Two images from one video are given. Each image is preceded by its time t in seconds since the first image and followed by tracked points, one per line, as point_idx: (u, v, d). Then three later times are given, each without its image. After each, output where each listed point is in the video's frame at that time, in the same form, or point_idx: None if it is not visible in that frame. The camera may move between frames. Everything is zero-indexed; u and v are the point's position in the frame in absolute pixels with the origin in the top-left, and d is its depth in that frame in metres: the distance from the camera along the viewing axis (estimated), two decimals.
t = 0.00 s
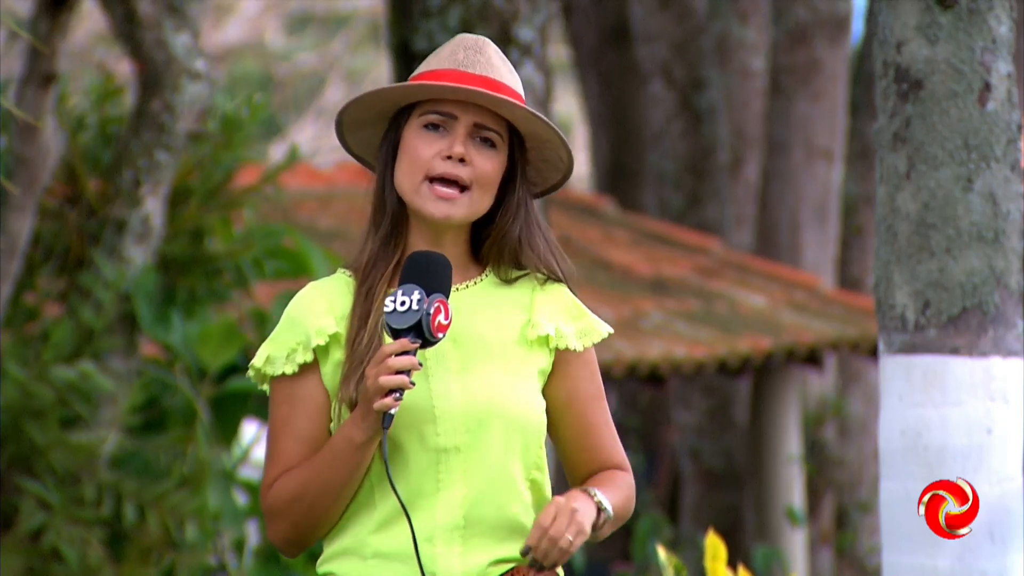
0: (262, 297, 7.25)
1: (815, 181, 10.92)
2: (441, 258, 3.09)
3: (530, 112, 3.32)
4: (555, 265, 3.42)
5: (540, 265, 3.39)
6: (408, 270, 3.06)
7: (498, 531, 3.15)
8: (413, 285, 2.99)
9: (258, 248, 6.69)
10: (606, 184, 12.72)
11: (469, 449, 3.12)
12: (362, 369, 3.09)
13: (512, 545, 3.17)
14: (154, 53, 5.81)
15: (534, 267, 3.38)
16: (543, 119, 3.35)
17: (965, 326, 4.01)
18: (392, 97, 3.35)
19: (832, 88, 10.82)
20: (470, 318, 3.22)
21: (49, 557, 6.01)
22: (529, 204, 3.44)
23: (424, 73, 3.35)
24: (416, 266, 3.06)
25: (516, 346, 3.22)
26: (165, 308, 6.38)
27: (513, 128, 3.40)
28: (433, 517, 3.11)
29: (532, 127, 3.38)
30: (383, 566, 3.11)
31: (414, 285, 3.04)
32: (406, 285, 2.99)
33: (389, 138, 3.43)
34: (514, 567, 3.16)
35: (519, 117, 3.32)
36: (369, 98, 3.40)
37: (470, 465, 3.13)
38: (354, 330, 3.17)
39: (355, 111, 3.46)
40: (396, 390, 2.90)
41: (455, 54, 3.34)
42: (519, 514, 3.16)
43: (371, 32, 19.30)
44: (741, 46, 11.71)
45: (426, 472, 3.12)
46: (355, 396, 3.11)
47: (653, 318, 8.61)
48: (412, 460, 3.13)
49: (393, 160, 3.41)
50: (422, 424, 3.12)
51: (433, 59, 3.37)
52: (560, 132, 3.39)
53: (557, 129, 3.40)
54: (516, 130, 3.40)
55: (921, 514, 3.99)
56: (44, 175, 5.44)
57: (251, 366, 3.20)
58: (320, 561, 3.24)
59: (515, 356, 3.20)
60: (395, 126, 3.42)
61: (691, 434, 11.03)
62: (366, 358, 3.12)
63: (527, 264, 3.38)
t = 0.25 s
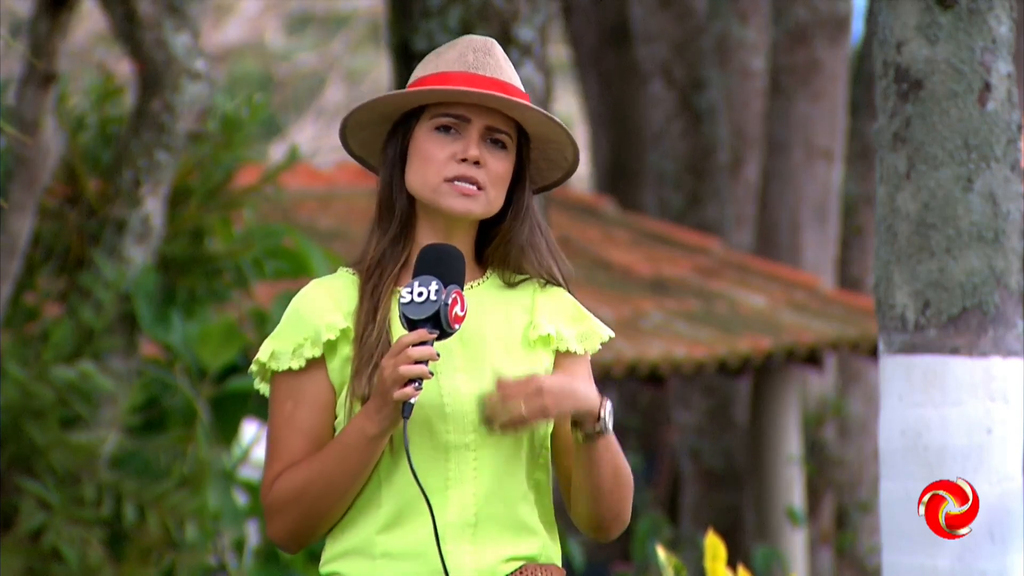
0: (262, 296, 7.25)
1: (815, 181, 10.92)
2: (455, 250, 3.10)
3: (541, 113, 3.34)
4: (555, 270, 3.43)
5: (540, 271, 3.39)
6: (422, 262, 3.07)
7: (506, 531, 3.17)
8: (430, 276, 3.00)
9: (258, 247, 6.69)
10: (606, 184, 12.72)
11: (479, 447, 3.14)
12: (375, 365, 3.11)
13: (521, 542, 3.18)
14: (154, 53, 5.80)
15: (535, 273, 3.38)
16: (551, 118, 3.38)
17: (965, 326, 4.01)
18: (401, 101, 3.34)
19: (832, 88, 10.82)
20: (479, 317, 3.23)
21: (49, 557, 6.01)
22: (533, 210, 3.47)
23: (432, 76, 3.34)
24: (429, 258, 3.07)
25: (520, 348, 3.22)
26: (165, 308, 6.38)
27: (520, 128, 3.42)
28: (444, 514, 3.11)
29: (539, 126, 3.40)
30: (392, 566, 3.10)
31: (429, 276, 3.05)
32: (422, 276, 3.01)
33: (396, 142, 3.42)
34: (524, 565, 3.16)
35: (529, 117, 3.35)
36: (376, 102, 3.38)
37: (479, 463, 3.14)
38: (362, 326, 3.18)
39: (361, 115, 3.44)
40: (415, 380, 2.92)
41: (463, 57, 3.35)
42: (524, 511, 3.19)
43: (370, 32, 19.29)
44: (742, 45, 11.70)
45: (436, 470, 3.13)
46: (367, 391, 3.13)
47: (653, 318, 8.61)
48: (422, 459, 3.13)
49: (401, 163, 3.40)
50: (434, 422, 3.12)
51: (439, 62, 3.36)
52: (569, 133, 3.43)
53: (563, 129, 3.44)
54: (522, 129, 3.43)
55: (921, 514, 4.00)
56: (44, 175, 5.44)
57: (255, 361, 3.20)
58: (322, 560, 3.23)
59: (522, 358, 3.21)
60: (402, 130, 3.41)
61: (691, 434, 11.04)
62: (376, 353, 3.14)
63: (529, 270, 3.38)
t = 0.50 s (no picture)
0: (262, 297, 7.25)
1: (815, 181, 10.92)
2: (459, 253, 3.10)
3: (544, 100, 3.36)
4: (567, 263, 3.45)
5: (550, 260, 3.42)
6: (426, 262, 3.07)
7: (504, 530, 3.15)
8: (431, 279, 3.00)
9: (258, 248, 6.69)
10: (605, 184, 12.72)
11: (478, 449, 3.13)
12: (376, 364, 3.11)
13: (519, 542, 3.16)
14: (154, 53, 5.81)
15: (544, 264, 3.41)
16: (555, 104, 3.39)
17: (965, 326, 4.01)
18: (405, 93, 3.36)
19: (832, 88, 10.82)
20: (480, 319, 3.24)
21: (49, 557, 6.01)
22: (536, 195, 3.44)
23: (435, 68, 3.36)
24: (433, 260, 3.07)
25: (524, 344, 3.25)
26: (165, 308, 6.38)
27: (525, 120, 3.43)
28: (440, 514, 3.11)
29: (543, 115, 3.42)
30: (388, 565, 3.10)
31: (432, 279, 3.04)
32: (425, 278, 3.00)
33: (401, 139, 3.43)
34: (519, 563, 3.15)
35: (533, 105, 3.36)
36: (381, 97, 3.40)
37: (479, 465, 3.13)
38: (369, 326, 3.18)
39: (366, 113, 3.46)
40: (414, 384, 2.92)
41: (465, 49, 3.38)
42: (521, 510, 3.16)
43: (371, 32, 19.30)
44: (741, 46, 11.70)
45: (434, 472, 3.13)
46: (366, 390, 3.13)
47: (653, 318, 8.62)
48: (420, 460, 3.14)
49: (407, 158, 3.40)
50: (432, 424, 3.13)
51: (442, 56, 3.40)
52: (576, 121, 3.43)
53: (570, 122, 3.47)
54: (528, 121, 3.43)
55: (921, 514, 4.00)
56: (44, 176, 5.44)
57: (259, 356, 3.19)
58: (321, 557, 3.23)
59: (525, 357, 3.23)
60: (407, 125, 3.42)
61: (691, 434, 11.04)
62: (379, 355, 3.13)
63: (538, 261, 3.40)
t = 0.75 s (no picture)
0: (262, 297, 7.25)
1: (815, 181, 10.92)
2: (454, 263, 3.08)
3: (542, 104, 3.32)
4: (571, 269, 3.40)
5: (551, 263, 3.38)
6: (420, 270, 3.06)
7: (499, 531, 3.15)
8: (423, 290, 2.99)
9: (258, 248, 6.69)
10: (605, 184, 12.73)
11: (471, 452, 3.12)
12: (368, 370, 3.09)
13: (514, 544, 3.16)
14: (154, 53, 5.81)
15: (545, 265, 3.37)
16: (555, 110, 3.35)
17: (965, 326, 4.01)
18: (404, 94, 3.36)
19: (832, 88, 10.82)
20: (478, 319, 3.22)
21: (49, 557, 6.00)
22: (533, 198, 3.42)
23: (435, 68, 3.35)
24: (426, 268, 3.06)
25: (522, 347, 3.22)
26: (165, 308, 6.37)
27: (525, 121, 3.40)
28: (433, 513, 3.12)
29: (540, 118, 3.37)
30: (382, 565, 3.11)
31: (424, 288, 3.04)
32: (416, 289, 2.99)
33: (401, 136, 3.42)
34: (513, 563, 3.15)
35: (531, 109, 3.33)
36: (380, 94, 3.40)
37: (472, 467, 3.13)
38: (363, 329, 3.16)
39: (366, 111, 3.46)
40: (400, 396, 2.91)
41: (465, 49, 3.35)
42: (515, 511, 3.16)
43: (371, 32, 19.30)
44: (741, 46, 11.71)
45: (427, 473, 3.12)
46: (358, 394, 3.12)
47: (653, 318, 8.62)
48: (413, 462, 3.13)
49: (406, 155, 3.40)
50: (425, 426, 3.11)
51: (442, 55, 3.38)
52: (574, 124, 3.38)
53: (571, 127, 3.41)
54: (527, 124, 3.40)
55: (921, 514, 4.00)
56: (44, 175, 5.44)
57: (257, 355, 3.20)
58: (319, 555, 3.24)
59: (521, 360, 3.20)
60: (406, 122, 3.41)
61: (691, 434, 11.04)
62: (372, 360, 3.11)
63: (538, 262, 3.37)
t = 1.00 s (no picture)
0: (262, 297, 7.25)
1: (815, 181, 10.93)
2: (448, 261, 3.08)
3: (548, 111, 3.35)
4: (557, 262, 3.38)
5: (541, 261, 3.36)
6: (414, 270, 3.06)
7: (500, 529, 3.15)
8: (419, 289, 2.98)
9: (258, 248, 6.69)
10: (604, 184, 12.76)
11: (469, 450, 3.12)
12: (366, 369, 3.09)
13: (515, 541, 3.16)
14: (154, 53, 5.81)
15: (532, 262, 3.35)
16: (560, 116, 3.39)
17: (965, 326, 4.01)
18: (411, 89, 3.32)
19: (832, 88, 10.82)
20: (473, 317, 3.22)
21: (49, 557, 6.00)
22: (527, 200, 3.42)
23: (444, 66, 3.33)
24: (421, 267, 3.05)
25: (517, 343, 3.21)
26: (165, 308, 6.37)
27: (527, 125, 3.42)
28: (433, 513, 3.13)
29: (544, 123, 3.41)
30: (383, 565, 3.11)
31: (419, 287, 3.03)
32: (412, 288, 2.99)
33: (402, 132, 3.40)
34: (514, 563, 3.15)
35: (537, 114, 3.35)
36: (387, 90, 3.36)
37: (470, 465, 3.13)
38: (361, 326, 3.17)
39: (368, 103, 3.42)
40: (399, 395, 2.91)
41: (475, 49, 3.34)
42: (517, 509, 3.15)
43: (371, 32, 19.30)
44: (742, 46, 11.71)
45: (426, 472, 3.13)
46: (355, 394, 3.11)
47: (653, 318, 8.62)
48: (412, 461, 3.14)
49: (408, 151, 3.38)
50: (422, 426, 3.13)
51: (450, 53, 3.36)
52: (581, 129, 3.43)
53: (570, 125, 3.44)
54: (528, 127, 3.43)
55: (921, 514, 3.99)
56: (44, 175, 5.43)
57: (253, 359, 3.20)
58: (320, 557, 3.24)
59: (518, 357, 3.19)
60: (409, 118, 3.39)
61: (691, 434, 11.03)
62: (371, 358, 3.11)
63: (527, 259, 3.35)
